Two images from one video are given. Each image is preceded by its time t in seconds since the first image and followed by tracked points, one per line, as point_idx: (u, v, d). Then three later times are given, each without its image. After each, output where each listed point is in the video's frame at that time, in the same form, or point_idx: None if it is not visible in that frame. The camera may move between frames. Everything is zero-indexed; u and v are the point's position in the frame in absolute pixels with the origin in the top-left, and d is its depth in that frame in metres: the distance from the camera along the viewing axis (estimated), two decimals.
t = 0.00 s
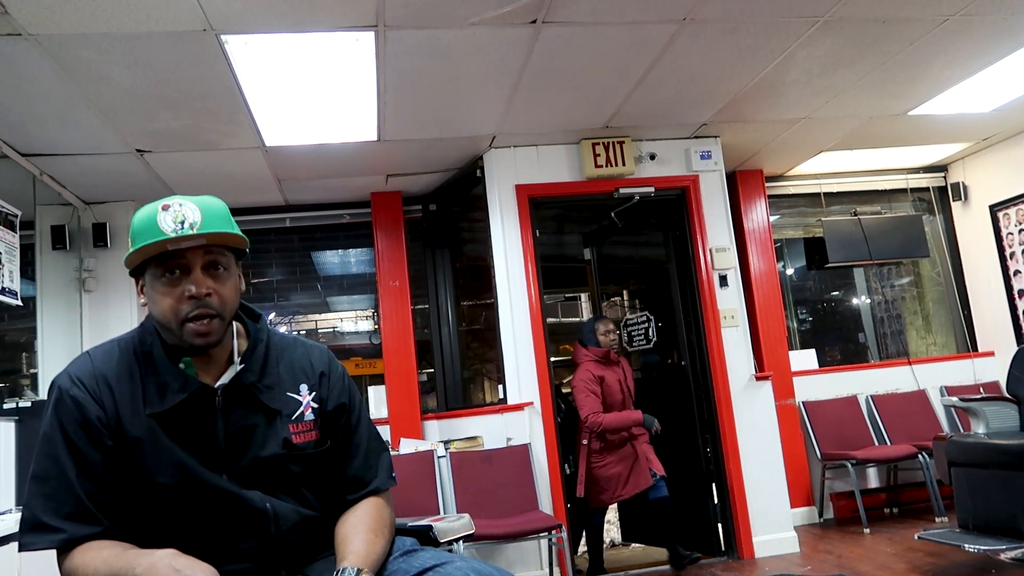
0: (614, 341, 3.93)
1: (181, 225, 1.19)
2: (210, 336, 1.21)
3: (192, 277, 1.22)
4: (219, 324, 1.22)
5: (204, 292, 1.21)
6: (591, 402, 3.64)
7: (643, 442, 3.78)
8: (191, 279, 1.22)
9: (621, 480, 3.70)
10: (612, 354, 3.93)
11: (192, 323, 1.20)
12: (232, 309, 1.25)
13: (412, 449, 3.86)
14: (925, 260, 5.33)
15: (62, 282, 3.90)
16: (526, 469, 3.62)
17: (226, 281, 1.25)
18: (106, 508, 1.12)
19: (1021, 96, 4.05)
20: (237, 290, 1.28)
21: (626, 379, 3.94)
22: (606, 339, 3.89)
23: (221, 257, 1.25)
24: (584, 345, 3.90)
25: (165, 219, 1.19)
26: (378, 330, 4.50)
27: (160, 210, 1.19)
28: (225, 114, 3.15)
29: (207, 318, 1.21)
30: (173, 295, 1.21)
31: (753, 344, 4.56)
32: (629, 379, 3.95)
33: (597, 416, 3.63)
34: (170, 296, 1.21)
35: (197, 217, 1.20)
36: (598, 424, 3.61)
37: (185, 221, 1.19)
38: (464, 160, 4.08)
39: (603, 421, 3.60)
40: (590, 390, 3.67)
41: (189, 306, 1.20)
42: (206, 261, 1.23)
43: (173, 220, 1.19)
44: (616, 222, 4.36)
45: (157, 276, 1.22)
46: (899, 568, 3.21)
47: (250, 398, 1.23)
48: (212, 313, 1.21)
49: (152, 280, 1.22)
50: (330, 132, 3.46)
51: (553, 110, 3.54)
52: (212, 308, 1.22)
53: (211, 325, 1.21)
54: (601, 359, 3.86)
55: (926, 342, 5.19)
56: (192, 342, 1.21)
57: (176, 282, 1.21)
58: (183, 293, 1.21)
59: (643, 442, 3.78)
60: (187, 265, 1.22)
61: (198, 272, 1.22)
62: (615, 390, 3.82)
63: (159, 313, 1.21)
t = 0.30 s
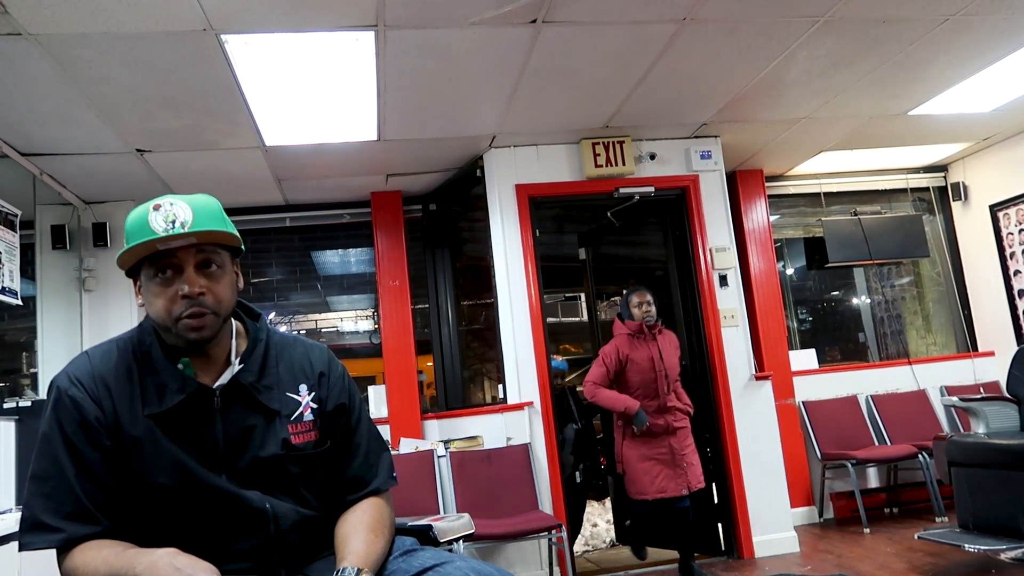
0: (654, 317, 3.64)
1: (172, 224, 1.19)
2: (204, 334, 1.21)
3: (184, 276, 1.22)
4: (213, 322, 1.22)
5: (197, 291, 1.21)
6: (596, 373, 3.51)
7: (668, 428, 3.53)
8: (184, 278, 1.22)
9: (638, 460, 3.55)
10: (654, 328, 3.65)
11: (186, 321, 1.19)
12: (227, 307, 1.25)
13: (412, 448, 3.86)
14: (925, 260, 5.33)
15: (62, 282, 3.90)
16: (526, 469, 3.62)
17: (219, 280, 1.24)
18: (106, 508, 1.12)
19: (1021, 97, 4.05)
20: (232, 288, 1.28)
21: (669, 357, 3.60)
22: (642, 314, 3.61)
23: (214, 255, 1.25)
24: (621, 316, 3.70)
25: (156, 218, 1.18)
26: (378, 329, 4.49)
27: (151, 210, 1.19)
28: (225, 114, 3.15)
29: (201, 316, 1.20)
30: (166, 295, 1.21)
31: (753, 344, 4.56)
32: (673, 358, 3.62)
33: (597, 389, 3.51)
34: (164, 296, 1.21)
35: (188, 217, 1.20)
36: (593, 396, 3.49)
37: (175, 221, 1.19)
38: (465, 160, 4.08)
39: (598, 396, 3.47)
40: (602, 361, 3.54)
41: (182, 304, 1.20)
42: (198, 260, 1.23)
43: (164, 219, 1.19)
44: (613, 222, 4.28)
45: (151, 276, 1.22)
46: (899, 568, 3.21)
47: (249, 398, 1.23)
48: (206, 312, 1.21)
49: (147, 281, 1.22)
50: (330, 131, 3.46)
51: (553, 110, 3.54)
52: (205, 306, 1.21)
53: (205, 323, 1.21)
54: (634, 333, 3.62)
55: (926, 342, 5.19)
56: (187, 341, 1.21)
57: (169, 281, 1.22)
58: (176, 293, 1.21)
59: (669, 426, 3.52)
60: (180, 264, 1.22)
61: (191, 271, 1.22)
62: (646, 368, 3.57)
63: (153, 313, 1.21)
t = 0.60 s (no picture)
0: (678, 308, 3.49)
1: (168, 224, 1.19)
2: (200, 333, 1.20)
3: (181, 275, 1.22)
4: (210, 321, 1.21)
5: (193, 291, 1.21)
6: (613, 371, 3.53)
7: (686, 424, 3.34)
8: (181, 277, 1.22)
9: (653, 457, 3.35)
10: (678, 321, 3.49)
11: (180, 321, 1.19)
12: (224, 306, 1.24)
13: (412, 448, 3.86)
14: (925, 260, 5.33)
15: (62, 282, 3.90)
16: (526, 469, 3.62)
17: (217, 279, 1.24)
18: (105, 508, 1.12)
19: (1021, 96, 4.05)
20: (231, 287, 1.27)
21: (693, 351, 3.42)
22: (663, 303, 3.49)
23: (211, 254, 1.24)
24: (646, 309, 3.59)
25: (153, 218, 1.19)
26: (378, 329, 4.49)
27: (149, 210, 1.19)
28: (225, 114, 3.15)
29: (197, 315, 1.20)
30: (163, 294, 1.21)
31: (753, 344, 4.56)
32: (697, 351, 3.44)
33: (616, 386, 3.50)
34: (161, 295, 1.21)
35: (185, 216, 1.20)
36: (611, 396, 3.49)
37: (172, 220, 1.19)
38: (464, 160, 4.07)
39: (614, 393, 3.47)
40: (618, 357, 3.51)
41: (178, 304, 1.20)
42: (195, 259, 1.23)
43: (162, 219, 1.19)
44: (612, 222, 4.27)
45: (149, 276, 1.23)
46: (899, 567, 3.20)
47: (249, 399, 1.23)
48: (202, 311, 1.20)
49: (146, 280, 1.23)
50: (330, 131, 3.46)
51: (553, 110, 3.54)
52: (201, 306, 1.21)
53: (201, 323, 1.20)
54: (654, 325, 3.49)
55: (926, 342, 5.19)
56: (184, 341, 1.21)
57: (166, 280, 1.22)
58: (172, 292, 1.21)
59: (686, 423, 3.34)
60: (176, 263, 1.22)
61: (187, 270, 1.22)
62: (665, 359, 3.41)
63: (151, 312, 1.22)
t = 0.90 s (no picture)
0: (700, 279, 3.05)
1: (182, 223, 1.19)
2: (216, 335, 1.21)
3: (196, 275, 1.21)
4: (225, 322, 1.22)
5: (210, 291, 1.21)
6: (640, 360, 3.08)
7: (720, 412, 2.90)
8: (196, 277, 1.21)
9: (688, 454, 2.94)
10: (700, 293, 3.06)
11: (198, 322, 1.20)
12: (236, 306, 1.25)
13: (413, 448, 3.86)
14: (925, 259, 5.33)
15: (62, 283, 3.90)
16: (526, 469, 3.62)
17: (229, 278, 1.25)
18: (106, 509, 1.12)
19: (1020, 95, 4.05)
20: (240, 288, 1.28)
21: (722, 325, 3.00)
22: (684, 274, 3.04)
23: (224, 254, 1.25)
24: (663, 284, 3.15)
25: (166, 218, 1.19)
26: (379, 329, 4.49)
27: (160, 210, 1.19)
28: (225, 114, 3.15)
29: (214, 316, 1.21)
30: (178, 295, 1.20)
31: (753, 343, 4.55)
32: (724, 325, 3.01)
33: (645, 378, 3.05)
34: (175, 296, 1.21)
35: (197, 216, 1.21)
36: (643, 389, 3.05)
37: (185, 220, 1.20)
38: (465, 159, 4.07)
39: (646, 387, 3.02)
40: (644, 342, 3.07)
41: (194, 305, 1.20)
42: (209, 259, 1.23)
43: (174, 218, 1.19)
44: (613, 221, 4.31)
45: (160, 276, 1.21)
46: (899, 566, 3.21)
47: (249, 399, 1.23)
48: (218, 312, 1.21)
49: (156, 280, 1.21)
50: (330, 131, 3.46)
51: (553, 109, 3.54)
52: (218, 306, 1.22)
53: (218, 325, 1.21)
54: (675, 299, 3.05)
55: (926, 341, 5.19)
56: (198, 342, 1.21)
57: (180, 280, 1.21)
58: (188, 293, 1.21)
59: (719, 412, 2.90)
60: (191, 262, 1.22)
61: (203, 270, 1.22)
62: (691, 338, 2.96)
63: (164, 312, 1.21)
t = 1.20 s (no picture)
0: (736, 271, 2.68)
1: (212, 216, 1.19)
2: (243, 323, 1.23)
3: (226, 267, 1.22)
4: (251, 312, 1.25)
5: (240, 282, 1.23)
6: (675, 370, 2.68)
7: (770, 428, 2.46)
8: (226, 268, 1.22)
9: (736, 478, 2.52)
10: (737, 289, 2.67)
11: (231, 312, 1.22)
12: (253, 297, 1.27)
13: (413, 448, 3.85)
14: (925, 259, 5.33)
15: (62, 283, 3.90)
16: (526, 469, 3.62)
17: (250, 272, 1.27)
18: (105, 509, 1.12)
19: (1020, 96, 4.05)
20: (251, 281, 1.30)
21: (765, 326, 2.55)
22: (716, 267, 2.70)
23: (244, 248, 1.27)
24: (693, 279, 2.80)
25: (194, 210, 1.18)
26: (378, 329, 4.49)
27: (188, 202, 1.18)
28: (225, 114, 3.15)
29: (244, 307, 1.23)
30: (208, 286, 1.20)
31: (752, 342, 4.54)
32: (768, 324, 2.56)
33: (683, 390, 2.65)
34: (205, 285, 1.20)
35: (221, 208, 1.21)
36: (680, 406, 2.64)
37: (212, 212, 1.20)
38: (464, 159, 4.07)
39: (683, 402, 2.63)
40: (677, 350, 2.68)
41: (226, 295, 1.22)
42: (234, 251, 1.24)
43: (202, 210, 1.19)
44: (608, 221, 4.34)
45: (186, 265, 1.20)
46: (899, 566, 3.21)
47: (250, 399, 1.24)
48: (247, 303, 1.24)
49: (179, 274, 1.20)
50: (330, 131, 3.46)
51: (553, 110, 3.55)
52: (244, 294, 1.24)
53: (246, 315, 1.24)
54: (708, 297, 2.69)
55: (926, 341, 5.19)
56: (228, 331, 1.22)
57: (210, 271, 1.21)
58: (219, 283, 1.21)
59: (768, 428, 2.47)
60: (220, 254, 1.22)
61: (232, 262, 1.23)
62: (729, 342, 2.58)
63: (190, 304, 1.20)
